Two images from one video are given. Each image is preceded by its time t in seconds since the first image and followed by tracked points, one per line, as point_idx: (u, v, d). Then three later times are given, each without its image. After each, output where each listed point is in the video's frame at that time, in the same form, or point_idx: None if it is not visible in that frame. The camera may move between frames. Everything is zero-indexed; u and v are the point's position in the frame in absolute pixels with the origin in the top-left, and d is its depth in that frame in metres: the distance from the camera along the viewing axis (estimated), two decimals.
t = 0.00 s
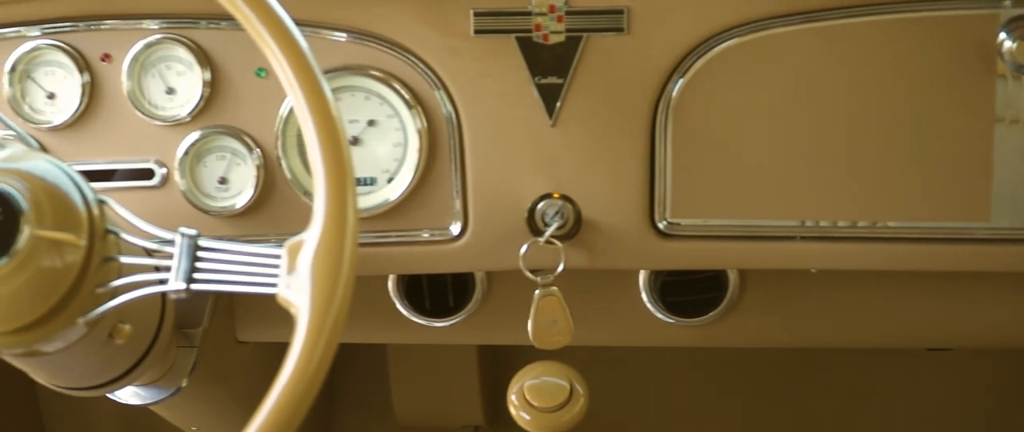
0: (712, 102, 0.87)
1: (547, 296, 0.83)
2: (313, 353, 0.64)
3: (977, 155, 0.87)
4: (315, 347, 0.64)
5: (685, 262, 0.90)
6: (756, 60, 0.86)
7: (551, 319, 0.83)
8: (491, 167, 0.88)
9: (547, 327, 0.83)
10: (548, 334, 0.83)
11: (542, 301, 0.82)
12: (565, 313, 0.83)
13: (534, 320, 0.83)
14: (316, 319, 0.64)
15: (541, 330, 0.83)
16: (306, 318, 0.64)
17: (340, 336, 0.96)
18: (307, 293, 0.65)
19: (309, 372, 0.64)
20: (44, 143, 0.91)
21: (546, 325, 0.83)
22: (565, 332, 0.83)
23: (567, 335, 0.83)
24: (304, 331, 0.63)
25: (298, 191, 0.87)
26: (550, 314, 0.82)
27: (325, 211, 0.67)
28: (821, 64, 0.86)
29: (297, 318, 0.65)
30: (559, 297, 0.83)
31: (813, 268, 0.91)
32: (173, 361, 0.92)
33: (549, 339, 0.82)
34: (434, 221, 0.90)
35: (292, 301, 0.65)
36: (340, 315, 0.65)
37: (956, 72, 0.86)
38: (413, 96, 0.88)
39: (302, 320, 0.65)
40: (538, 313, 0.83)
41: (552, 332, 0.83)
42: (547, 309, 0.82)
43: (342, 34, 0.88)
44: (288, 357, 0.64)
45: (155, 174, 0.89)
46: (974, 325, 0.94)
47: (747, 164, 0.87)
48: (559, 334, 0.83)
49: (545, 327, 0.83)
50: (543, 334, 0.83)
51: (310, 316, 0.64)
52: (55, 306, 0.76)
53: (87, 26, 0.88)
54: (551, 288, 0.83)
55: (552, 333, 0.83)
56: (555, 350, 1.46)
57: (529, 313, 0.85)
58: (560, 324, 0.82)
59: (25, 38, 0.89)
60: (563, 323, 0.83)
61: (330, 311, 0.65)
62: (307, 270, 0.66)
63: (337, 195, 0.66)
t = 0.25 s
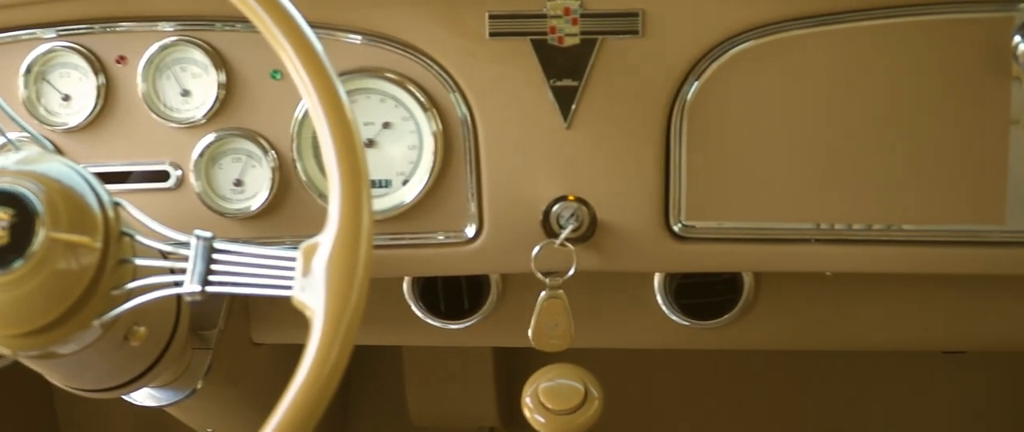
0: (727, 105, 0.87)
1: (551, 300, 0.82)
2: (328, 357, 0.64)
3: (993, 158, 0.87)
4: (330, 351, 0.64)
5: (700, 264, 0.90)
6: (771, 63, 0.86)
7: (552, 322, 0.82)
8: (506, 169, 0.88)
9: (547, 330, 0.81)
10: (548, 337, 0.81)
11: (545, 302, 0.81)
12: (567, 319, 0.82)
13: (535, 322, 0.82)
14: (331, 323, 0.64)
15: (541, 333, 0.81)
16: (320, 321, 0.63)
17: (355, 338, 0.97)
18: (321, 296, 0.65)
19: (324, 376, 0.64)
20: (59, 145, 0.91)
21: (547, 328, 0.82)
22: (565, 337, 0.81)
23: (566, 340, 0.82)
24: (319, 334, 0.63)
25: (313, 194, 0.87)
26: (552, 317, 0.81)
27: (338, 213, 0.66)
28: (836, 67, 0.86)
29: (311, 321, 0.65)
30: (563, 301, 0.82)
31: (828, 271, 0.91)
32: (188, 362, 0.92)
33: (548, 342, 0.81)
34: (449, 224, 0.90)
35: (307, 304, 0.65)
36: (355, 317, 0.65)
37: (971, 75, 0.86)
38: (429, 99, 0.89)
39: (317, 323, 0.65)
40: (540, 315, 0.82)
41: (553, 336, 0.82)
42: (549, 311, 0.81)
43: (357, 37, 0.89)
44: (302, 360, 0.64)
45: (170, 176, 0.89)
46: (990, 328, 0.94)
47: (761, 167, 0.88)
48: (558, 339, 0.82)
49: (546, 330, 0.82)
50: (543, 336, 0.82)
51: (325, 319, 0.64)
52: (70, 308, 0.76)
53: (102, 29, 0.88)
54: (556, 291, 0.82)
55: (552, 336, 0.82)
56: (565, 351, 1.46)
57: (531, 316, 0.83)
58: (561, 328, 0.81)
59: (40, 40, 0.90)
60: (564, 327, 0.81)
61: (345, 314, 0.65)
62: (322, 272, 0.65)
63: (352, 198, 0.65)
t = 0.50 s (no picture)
0: (740, 106, 0.87)
1: (560, 301, 0.82)
2: (340, 362, 0.63)
3: (1006, 160, 0.86)
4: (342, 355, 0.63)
5: (712, 266, 0.90)
6: (784, 64, 0.86)
7: (560, 323, 0.82)
8: (519, 171, 0.88)
9: (555, 331, 0.82)
10: (556, 337, 0.82)
11: (553, 302, 0.82)
12: (575, 321, 0.82)
13: (544, 323, 0.83)
14: (343, 327, 0.64)
15: (549, 333, 0.82)
16: (333, 323, 0.63)
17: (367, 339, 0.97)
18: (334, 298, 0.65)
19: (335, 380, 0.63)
20: (72, 147, 0.91)
21: (556, 329, 0.82)
22: (572, 338, 0.82)
23: (574, 342, 0.82)
24: (331, 335, 0.62)
25: (326, 195, 0.87)
26: (560, 317, 0.82)
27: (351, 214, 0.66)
28: (848, 69, 0.86)
29: (324, 323, 0.64)
30: (572, 302, 0.82)
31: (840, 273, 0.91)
32: (201, 363, 0.92)
33: (554, 341, 0.81)
34: (462, 225, 0.90)
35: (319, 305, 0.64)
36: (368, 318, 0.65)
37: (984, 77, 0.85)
38: (441, 100, 0.89)
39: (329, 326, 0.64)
40: (548, 315, 0.82)
41: (561, 337, 0.82)
42: (558, 312, 0.82)
43: (370, 38, 0.89)
44: (314, 364, 0.63)
45: (183, 177, 0.89)
46: (1002, 330, 0.93)
47: (774, 169, 0.88)
48: (565, 340, 0.82)
49: (554, 331, 0.82)
50: (550, 337, 0.82)
51: (337, 323, 0.63)
52: (83, 310, 0.76)
53: (115, 30, 0.88)
54: (567, 293, 0.83)
55: (559, 337, 0.82)
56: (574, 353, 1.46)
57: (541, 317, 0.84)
58: (568, 328, 0.81)
59: (53, 42, 0.90)
60: (571, 328, 0.81)
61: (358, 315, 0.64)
62: (334, 276, 0.65)
63: (365, 201, 0.65)
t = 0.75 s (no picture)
0: (751, 107, 0.87)
1: (580, 303, 0.84)
2: (350, 364, 0.63)
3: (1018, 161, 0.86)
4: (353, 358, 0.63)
5: (724, 267, 0.90)
6: (796, 66, 0.86)
7: (584, 325, 0.83)
8: (530, 172, 0.88)
9: (579, 333, 0.83)
10: (581, 339, 0.83)
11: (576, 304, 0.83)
12: (597, 322, 0.84)
13: (567, 325, 0.84)
14: (354, 329, 0.63)
15: (573, 335, 0.83)
16: (345, 324, 0.63)
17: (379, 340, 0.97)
18: (345, 299, 0.64)
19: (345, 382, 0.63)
20: (84, 147, 0.91)
21: (579, 331, 0.83)
22: (597, 338, 0.83)
23: (599, 342, 0.83)
24: (343, 336, 0.62)
25: (337, 196, 0.87)
26: (583, 319, 0.83)
27: (362, 215, 0.66)
28: (860, 70, 0.86)
29: (335, 323, 0.64)
30: (593, 303, 0.83)
31: (851, 274, 0.91)
32: (213, 364, 0.92)
33: (581, 343, 0.82)
34: (473, 226, 0.90)
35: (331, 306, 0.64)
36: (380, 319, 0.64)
37: (995, 78, 0.85)
38: (453, 101, 0.89)
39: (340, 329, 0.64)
40: (571, 318, 0.83)
41: (585, 338, 0.83)
42: (580, 313, 0.83)
43: (382, 39, 0.89)
44: (324, 367, 0.63)
45: (195, 178, 0.89)
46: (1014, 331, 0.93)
47: (785, 170, 0.88)
48: (590, 342, 0.83)
49: (578, 332, 0.83)
50: (575, 339, 0.83)
51: (348, 325, 0.63)
52: (95, 310, 0.76)
53: (127, 31, 0.88)
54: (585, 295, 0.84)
55: (584, 339, 0.83)
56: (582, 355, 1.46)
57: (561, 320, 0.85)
58: (593, 329, 0.83)
59: (65, 43, 0.90)
60: (596, 329, 0.83)
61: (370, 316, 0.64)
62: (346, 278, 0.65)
63: (376, 203, 0.65)
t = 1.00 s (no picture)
0: (762, 109, 0.87)
1: (597, 303, 0.83)
2: (361, 366, 0.63)
3: None
4: (364, 359, 0.63)
5: (734, 268, 0.91)
6: (807, 67, 0.86)
7: (602, 325, 0.83)
8: (541, 173, 0.88)
9: (598, 334, 0.83)
10: (600, 340, 0.83)
11: (592, 305, 0.83)
12: (616, 321, 0.83)
13: (585, 327, 0.83)
14: (365, 330, 0.63)
15: (593, 336, 0.83)
16: (356, 325, 0.63)
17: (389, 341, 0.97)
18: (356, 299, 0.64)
19: (356, 383, 0.63)
20: (94, 148, 0.91)
21: (597, 331, 0.83)
22: (617, 338, 0.83)
23: (619, 342, 0.83)
24: (354, 337, 0.62)
25: (348, 197, 0.87)
26: (601, 320, 0.83)
27: (374, 215, 0.66)
28: (871, 72, 0.86)
29: (346, 323, 0.64)
30: (610, 303, 0.83)
31: (861, 275, 0.91)
32: (223, 364, 0.92)
33: (600, 344, 0.82)
34: (484, 227, 0.91)
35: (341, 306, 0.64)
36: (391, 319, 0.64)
37: (1007, 79, 0.85)
38: (463, 102, 0.89)
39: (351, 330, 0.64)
40: (589, 319, 0.83)
41: (605, 339, 0.83)
42: (597, 315, 0.83)
43: (393, 40, 0.89)
44: (335, 367, 0.63)
45: (206, 179, 0.89)
46: None
47: (796, 172, 0.88)
48: (610, 341, 0.83)
49: (597, 333, 0.83)
50: (595, 340, 0.83)
51: (359, 326, 0.63)
52: (105, 311, 0.76)
53: (138, 32, 0.88)
54: (602, 294, 0.84)
55: (603, 339, 0.83)
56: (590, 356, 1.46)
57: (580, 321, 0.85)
58: (611, 330, 0.82)
59: (76, 43, 0.90)
60: (614, 330, 0.82)
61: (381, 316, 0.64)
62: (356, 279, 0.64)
63: (387, 204, 0.65)
